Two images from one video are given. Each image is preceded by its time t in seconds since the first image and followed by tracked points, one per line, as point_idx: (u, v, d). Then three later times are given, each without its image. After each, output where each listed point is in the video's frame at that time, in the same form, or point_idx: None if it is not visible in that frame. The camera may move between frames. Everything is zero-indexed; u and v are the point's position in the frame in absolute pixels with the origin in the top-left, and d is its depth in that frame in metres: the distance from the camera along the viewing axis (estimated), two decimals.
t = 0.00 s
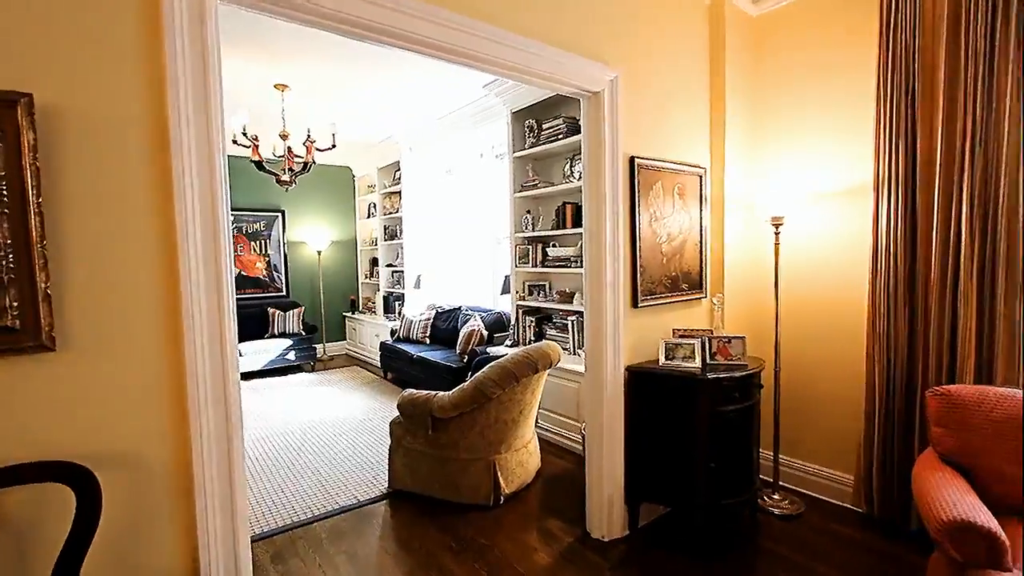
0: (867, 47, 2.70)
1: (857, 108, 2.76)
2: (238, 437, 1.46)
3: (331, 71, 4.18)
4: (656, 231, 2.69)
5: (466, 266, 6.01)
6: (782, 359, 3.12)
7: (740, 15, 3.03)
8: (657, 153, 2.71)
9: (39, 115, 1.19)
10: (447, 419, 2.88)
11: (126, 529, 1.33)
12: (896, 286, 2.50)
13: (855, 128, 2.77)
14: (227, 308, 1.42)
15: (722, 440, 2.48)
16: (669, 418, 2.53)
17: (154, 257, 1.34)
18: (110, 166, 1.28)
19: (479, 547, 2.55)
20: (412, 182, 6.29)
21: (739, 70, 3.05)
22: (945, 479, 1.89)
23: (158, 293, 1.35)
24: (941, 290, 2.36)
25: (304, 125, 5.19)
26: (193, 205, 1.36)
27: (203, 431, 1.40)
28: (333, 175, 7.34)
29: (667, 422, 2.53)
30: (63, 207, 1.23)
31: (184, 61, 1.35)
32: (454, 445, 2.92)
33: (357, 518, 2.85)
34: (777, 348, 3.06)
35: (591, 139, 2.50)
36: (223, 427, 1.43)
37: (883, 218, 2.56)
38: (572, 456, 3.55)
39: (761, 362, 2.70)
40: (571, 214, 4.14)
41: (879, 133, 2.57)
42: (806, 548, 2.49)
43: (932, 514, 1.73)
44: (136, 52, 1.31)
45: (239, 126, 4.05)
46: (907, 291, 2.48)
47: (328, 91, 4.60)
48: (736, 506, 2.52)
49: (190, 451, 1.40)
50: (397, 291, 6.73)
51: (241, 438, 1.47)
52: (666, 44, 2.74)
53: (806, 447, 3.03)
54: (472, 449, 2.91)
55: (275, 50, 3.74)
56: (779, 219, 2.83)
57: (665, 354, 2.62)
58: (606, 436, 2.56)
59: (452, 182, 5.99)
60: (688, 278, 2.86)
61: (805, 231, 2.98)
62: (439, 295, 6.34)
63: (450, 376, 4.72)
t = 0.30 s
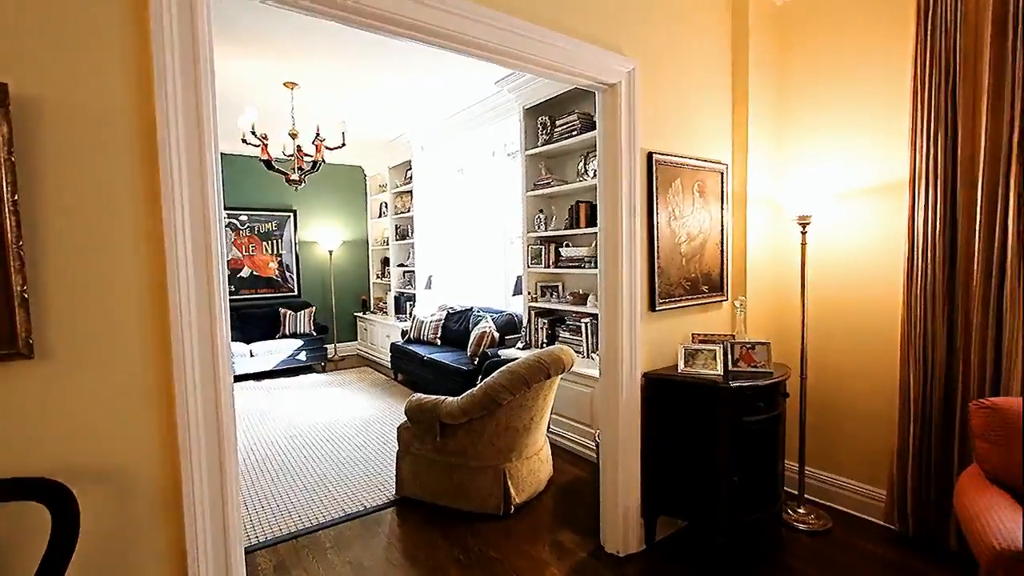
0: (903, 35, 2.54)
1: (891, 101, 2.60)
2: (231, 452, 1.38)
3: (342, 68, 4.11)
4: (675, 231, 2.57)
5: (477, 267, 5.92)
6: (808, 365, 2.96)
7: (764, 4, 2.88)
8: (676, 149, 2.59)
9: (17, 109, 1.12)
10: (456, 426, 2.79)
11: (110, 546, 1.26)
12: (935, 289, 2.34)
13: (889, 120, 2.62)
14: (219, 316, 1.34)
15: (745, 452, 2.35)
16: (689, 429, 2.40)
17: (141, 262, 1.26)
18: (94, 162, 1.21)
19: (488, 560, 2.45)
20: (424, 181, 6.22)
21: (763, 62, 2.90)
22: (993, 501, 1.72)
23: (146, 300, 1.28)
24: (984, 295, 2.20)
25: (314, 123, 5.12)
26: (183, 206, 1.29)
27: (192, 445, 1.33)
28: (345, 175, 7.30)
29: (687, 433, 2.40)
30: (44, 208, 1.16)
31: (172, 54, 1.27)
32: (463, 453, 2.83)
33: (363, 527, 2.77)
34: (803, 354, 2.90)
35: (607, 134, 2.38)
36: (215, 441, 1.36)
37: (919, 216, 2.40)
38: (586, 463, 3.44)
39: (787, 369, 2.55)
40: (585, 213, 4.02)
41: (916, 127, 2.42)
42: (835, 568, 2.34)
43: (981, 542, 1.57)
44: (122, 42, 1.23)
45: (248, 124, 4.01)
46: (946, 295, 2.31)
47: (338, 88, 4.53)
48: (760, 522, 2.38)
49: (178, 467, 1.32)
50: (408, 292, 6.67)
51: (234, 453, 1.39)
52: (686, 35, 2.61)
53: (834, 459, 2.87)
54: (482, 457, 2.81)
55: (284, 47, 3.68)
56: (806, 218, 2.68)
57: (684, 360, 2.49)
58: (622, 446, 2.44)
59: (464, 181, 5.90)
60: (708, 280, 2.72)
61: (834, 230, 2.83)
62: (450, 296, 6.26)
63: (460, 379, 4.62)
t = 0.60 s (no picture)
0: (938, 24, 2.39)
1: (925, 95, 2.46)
2: (221, 465, 1.31)
3: (352, 67, 4.05)
4: (693, 232, 2.45)
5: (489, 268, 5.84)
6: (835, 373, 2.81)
7: None
8: (694, 146, 2.47)
9: None
10: (464, 432, 2.70)
11: (91, 561, 1.19)
12: (975, 294, 2.18)
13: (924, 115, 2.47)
14: (209, 323, 1.27)
15: (767, 465, 2.22)
16: (708, 439, 2.28)
17: (127, 265, 1.20)
18: (77, 158, 1.15)
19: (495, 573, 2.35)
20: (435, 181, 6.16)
21: (787, 54, 2.77)
22: None
23: (133, 302, 1.21)
24: None
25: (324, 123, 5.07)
26: (172, 206, 1.22)
27: (180, 458, 1.26)
28: (357, 175, 7.27)
29: (706, 443, 2.28)
30: (24, 206, 1.11)
31: (161, 47, 1.21)
32: (471, 461, 2.74)
33: (368, 535, 2.70)
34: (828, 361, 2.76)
35: (621, 130, 2.28)
36: (205, 453, 1.29)
37: (957, 216, 2.25)
38: (598, 471, 3.32)
39: (813, 377, 2.41)
40: (599, 213, 3.91)
41: (953, 121, 2.27)
42: None
43: None
44: (108, 32, 1.17)
45: (258, 124, 3.97)
46: (987, 301, 2.15)
47: (349, 88, 4.48)
48: (784, 538, 2.26)
49: (166, 480, 1.25)
50: (419, 293, 6.61)
51: (226, 466, 1.32)
52: (706, 27, 2.50)
53: (862, 472, 2.73)
54: (490, 465, 2.72)
55: (293, 45, 3.62)
56: (834, 218, 2.54)
57: (703, 367, 2.38)
58: (636, 457, 2.33)
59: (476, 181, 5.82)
60: (728, 283, 2.60)
61: (863, 231, 2.68)
62: (461, 297, 6.19)
63: (470, 382, 4.54)
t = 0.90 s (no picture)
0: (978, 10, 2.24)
1: (963, 86, 2.30)
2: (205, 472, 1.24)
3: (362, 64, 3.99)
4: (712, 231, 2.32)
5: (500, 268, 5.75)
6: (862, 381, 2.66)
7: None
8: (713, 140, 2.34)
9: None
10: (471, 438, 2.61)
11: None
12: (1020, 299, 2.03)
13: (959, 103, 2.32)
14: (193, 322, 1.20)
15: (790, 478, 2.09)
16: (727, 450, 2.16)
17: (105, 261, 1.13)
18: (50, 149, 1.08)
19: None
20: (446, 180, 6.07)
21: (813, 44, 2.63)
22: None
23: (111, 303, 1.14)
24: None
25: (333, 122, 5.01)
26: (153, 199, 1.15)
27: (161, 465, 1.19)
28: (369, 175, 7.24)
29: (725, 455, 2.16)
30: None
31: (142, 30, 1.13)
32: (478, 468, 2.64)
33: (372, 543, 2.62)
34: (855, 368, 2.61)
35: (636, 123, 2.16)
36: (188, 460, 1.22)
37: (999, 215, 2.09)
38: (611, 479, 3.21)
39: (840, 386, 2.27)
40: (612, 212, 3.79)
41: (995, 113, 2.12)
42: None
43: None
44: (84, 16, 1.10)
45: (267, 122, 3.92)
46: None
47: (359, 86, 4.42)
48: (808, 558, 2.13)
49: (145, 488, 1.19)
50: (430, 293, 6.55)
51: (211, 473, 1.25)
52: (726, 15, 2.37)
53: (891, 486, 2.57)
54: (498, 472, 2.63)
55: (303, 43, 3.56)
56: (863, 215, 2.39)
57: (722, 374, 2.25)
58: (651, 469, 2.20)
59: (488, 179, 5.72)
60: (748, 285, 2.48)
61: (893, 231, 2.53)
62: (472, 297, 6.11)
63: (480, 385, 4.45)
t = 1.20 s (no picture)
0: None
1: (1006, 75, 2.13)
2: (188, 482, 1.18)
3: (372, 63, 3.94)
4: (731, 230, 2.20)
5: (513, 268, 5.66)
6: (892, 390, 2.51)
7: None
8: (733, 134, 2.22)
9: None
10: (478, 444, 2.52)
11: None
12: None
13: (1001, 92, 2.15)
14: (175, 327, 1.15)
15: (815, 494, 1.96)
16: (748, 463, 2.03)
17: (81, 262, 1.08)
18: (21, 144, 1.03)
19: None
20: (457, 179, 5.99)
21: (839, 33, 2.48)
22: None
23: (88, 306, 1.09)
24: None
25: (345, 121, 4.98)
26: (132, 197, 1.10)
27: (141, 476, 1.13)
28: (381, 175, 7.22)
29: (745, 467, 2.04)
30: None
31: (120, 23, 1.09)
32: (485, 475, 2.56)
33: (376, 551, 2.55)
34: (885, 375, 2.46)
35: (649, 117, 2.05)
36: (170, 470, 1.16)
37: None
38: (624, 488, 3.08)
39: (870, 395, 2.13)
40: (627, 212, 3.67)
41: None
42: None
43: None
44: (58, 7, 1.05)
45: (277, 121, 3.89)
46: None
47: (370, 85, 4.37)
48: None
49: (123, 500, 1.13)
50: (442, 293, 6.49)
51: (195, 483, 1.20)
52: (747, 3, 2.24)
53: (924, 502, 2.42)
54: (505, 480, 2.53)
55: (311, 41, 3.52)
56: (896, 213, 2.24)
57: (743, 382, 2.12)
58: (666, 482, 2.07)
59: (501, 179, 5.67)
60: (770, 287, 2.35)
61: (927, 231, 2.36)
62: (485, 298, 6.03)
63: (491, 388, 4.36)
